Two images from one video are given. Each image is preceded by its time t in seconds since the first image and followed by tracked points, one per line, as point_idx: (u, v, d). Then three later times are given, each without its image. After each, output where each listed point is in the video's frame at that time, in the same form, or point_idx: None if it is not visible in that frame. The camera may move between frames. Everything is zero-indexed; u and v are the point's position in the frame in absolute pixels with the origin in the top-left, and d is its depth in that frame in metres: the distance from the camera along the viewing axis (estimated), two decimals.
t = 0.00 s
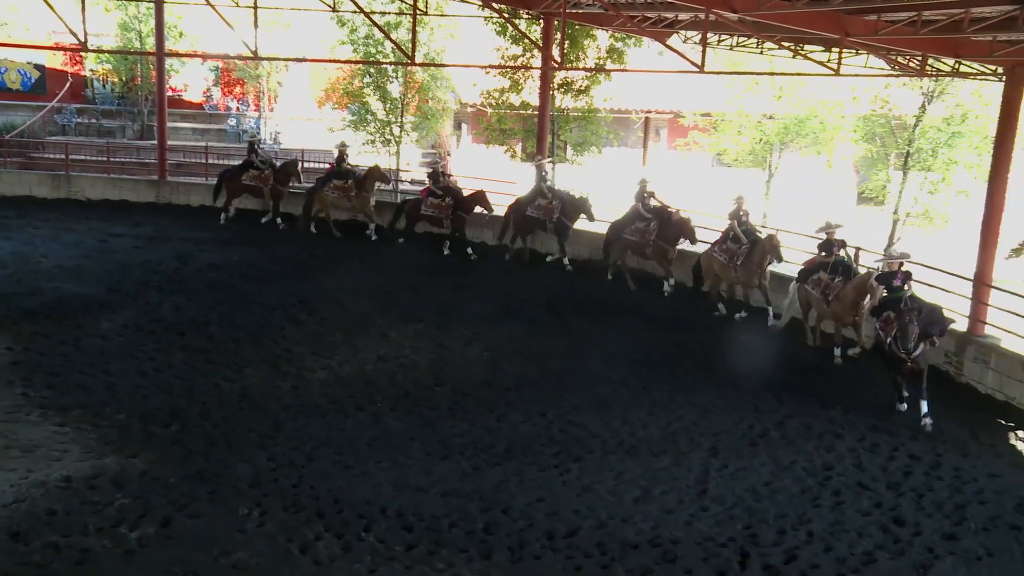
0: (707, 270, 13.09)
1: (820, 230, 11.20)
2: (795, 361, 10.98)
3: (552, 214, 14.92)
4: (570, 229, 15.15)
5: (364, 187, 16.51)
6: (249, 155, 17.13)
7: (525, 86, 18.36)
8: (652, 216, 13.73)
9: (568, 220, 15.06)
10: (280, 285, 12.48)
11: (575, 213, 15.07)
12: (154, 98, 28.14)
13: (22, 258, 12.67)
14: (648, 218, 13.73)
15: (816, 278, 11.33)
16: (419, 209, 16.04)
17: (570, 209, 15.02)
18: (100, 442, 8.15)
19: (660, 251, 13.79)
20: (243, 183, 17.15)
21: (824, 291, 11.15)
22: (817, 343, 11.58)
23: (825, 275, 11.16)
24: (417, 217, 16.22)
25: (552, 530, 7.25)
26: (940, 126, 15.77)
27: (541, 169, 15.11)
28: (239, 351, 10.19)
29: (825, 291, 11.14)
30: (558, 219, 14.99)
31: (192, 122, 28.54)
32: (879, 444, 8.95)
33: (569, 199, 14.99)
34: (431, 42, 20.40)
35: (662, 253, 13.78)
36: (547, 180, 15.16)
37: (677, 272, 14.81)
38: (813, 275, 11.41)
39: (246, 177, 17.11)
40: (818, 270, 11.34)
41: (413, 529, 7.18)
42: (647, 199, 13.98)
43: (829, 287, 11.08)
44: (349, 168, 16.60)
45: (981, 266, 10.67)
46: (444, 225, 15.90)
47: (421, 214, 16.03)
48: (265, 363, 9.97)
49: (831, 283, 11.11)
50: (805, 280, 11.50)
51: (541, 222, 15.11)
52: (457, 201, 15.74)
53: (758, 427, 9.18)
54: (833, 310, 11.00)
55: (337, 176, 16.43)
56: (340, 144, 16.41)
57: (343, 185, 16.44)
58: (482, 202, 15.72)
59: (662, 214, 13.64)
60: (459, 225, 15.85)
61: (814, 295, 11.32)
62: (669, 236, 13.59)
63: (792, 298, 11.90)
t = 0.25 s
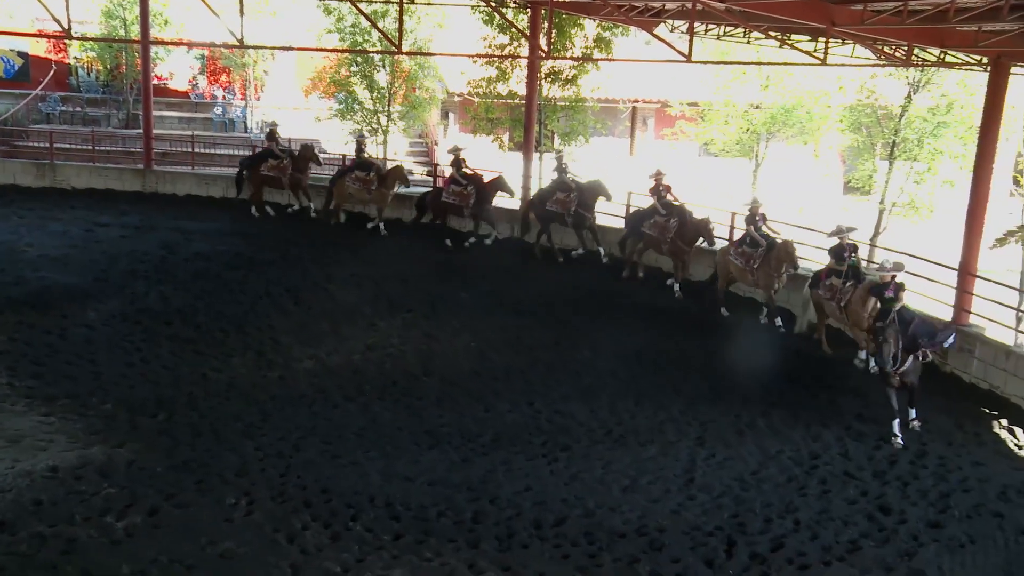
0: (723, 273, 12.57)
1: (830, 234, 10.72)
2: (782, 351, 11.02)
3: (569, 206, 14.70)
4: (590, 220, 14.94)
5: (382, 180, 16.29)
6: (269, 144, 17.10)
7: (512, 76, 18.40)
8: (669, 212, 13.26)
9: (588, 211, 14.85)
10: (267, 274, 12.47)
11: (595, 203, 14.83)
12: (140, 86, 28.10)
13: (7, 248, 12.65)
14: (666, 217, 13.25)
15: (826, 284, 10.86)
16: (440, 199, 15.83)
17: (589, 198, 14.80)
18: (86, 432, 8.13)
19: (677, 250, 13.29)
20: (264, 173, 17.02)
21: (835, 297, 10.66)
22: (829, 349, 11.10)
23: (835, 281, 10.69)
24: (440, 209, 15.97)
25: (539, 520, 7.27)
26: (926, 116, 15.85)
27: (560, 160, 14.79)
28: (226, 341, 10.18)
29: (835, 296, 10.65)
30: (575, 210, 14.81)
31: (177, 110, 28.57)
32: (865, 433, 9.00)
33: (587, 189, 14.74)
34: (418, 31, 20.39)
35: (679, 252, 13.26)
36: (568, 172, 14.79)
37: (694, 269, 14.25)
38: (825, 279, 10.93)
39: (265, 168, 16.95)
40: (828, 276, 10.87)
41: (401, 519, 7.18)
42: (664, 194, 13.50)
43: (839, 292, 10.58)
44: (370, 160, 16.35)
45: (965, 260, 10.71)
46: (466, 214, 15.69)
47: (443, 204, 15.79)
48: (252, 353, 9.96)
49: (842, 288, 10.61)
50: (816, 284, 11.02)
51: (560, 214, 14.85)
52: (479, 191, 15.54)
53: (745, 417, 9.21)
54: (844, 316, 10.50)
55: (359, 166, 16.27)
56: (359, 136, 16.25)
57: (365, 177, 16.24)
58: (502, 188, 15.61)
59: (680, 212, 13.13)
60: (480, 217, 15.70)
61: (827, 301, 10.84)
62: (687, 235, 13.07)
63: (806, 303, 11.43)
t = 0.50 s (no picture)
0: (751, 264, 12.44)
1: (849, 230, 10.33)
2: (780, 340, 11.04)
3: (602, 203, 14.41)
4: (623, 219, 14.54)
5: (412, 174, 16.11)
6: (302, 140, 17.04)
7: (511, 65, 18.42)
8: (698, 208, 12.98)
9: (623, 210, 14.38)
10: (265, 262, 12.47)
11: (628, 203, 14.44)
12: (138, 74, 28.14)
13: (4, 236, 12.68)
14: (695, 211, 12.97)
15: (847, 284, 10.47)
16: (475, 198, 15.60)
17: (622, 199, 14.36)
18: (85, 421, 8.13)
19: (707, 246, 12.98)
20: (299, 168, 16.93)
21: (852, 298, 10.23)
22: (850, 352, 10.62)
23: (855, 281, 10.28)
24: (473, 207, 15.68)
25: (537, 509, 7.27)
26: (925, 105, 15.88)
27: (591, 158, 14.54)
28: (225, 330, 10.18)
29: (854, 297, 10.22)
30: (608, 208, 14.44)
31: (175, 98, 28.53)
32: (863, 423, 9.01)
33: (621, 188, 14.31)
34: (416, 19, 20.38)
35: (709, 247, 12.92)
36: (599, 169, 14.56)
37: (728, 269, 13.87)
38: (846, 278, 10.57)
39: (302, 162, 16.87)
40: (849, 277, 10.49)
41: (400, 507, 7.19)
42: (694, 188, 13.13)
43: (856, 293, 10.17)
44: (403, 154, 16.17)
45: (964, 247, 10.72)
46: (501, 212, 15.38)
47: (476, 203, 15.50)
48: (251, 342, 9.97)
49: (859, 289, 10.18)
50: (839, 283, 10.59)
51: (591, 212, 14.62)
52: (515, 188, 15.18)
53: (743, 406, 9.22)
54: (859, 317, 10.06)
55: (391, 160, 16.10)
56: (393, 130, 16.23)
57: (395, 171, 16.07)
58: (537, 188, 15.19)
59: (708, 207, 12.89)
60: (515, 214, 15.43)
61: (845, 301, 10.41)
62: (717, 228, 12.76)
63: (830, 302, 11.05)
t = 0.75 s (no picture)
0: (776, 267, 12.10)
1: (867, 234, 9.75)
2: (782, 331, 11.05)
3: (631, 196, 14.09)
4: (649, 215, 14.24)
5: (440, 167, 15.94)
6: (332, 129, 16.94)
7: (514, 54, 18.39)
8: (727, 210, 12.73)
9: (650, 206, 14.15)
10: (267, 252, 12.48)
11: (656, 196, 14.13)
12: (140, 63, 28.12)
13: (7, 224, 12.70)
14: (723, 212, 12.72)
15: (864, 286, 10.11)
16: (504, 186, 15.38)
17: (650, 191, 14.11)
18: (87, 409, 8.15)
19: (737, 248, 12.66)
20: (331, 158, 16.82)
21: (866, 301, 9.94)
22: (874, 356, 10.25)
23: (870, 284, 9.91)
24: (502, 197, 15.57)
25: (539, 499, 7.28)
26: (929, 96, 15.66)
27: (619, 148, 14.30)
28: (227, 319, 10.18)
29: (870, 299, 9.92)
30: (636, 202, 14.14)
31: (179, 87, 28.13)
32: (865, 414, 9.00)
33: (649, 180, 14.04)
34: (420, 8, 20.34)
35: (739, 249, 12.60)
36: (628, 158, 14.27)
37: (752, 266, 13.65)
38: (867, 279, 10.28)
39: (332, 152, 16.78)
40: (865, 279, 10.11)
41: (402, 497, 7.20)
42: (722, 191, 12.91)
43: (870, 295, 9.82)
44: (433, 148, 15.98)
45: (968, 235, 10.71)
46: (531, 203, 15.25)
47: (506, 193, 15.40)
48: (253, 332, 9.98)
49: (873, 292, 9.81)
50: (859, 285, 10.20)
51: (619, 205, 14.33)
52: (548, 178, 15.10)
53: (745, 397, 9.22)
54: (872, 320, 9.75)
55: (422, 155, 15.91)
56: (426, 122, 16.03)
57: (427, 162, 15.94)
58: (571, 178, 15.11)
59: (737, 207, 12.63)
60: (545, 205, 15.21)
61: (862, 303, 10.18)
62: (747, 231, 12.49)
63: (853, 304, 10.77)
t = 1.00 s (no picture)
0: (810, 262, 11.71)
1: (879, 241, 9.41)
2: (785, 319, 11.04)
3: (671, 198, 13.56)
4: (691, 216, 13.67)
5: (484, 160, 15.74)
6: (373, 125, 16.69)
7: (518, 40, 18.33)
8: (765, 199, 12.40)
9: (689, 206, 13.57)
10: (271, 238, 12.48)
11: (698, 196, 13.63)
12: (144, 48, 28.09)
13: (11, 209, 12.74)
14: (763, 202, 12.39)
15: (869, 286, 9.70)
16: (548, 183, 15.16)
17: (692, 192, 13.58)
18: (91, 395, 8.16)
19: (773, 241, 12.35)
20: (372, 154, 16.51)
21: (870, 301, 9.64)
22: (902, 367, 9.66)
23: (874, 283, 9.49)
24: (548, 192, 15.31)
25: (542, 486, 7.29)
26: (935, 83, 15.63)
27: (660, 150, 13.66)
28: (230, 305, 10.19)
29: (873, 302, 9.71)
30: (676, 204, 13.62)
31: (183, 72, 28.35)
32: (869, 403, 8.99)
33: (692, 180, 13.54)
34: None
35: (777, 242, 12.32)
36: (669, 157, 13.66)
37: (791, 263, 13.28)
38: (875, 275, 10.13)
39: (373, 149, 16.50)
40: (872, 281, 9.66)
41: (405, 483, 7.21)
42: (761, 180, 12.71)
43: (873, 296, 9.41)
44: (473, 139, 15.72)
45: (974, 223, 10.71)
46: (576, 199, 14.93)
47: (551, 189, 15.18)
48: (257, 318, 10.00)
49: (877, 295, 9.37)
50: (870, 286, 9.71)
51: (658, 207, 13.82)
52: (591, 173, 14.77)
53: (748, 385, 9.22)
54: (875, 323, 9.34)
55: (464, 146, 15.64)
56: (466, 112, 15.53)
57: (470, 155, 15.62)
58: (615, 172, 14.73)
59: (776, 198, 12.31)
60: (589, 202, 14.95)
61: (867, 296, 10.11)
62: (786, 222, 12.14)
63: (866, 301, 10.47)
